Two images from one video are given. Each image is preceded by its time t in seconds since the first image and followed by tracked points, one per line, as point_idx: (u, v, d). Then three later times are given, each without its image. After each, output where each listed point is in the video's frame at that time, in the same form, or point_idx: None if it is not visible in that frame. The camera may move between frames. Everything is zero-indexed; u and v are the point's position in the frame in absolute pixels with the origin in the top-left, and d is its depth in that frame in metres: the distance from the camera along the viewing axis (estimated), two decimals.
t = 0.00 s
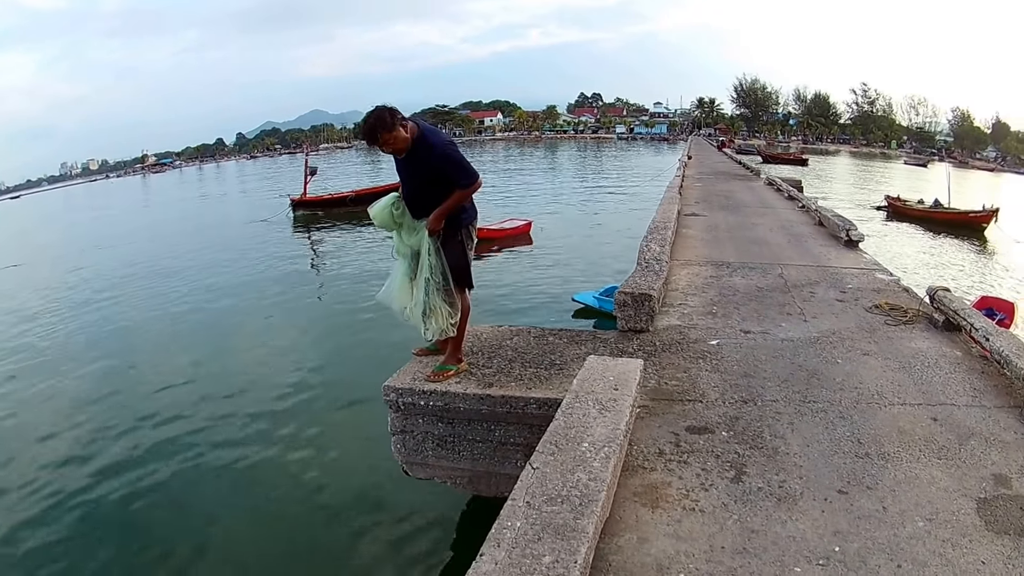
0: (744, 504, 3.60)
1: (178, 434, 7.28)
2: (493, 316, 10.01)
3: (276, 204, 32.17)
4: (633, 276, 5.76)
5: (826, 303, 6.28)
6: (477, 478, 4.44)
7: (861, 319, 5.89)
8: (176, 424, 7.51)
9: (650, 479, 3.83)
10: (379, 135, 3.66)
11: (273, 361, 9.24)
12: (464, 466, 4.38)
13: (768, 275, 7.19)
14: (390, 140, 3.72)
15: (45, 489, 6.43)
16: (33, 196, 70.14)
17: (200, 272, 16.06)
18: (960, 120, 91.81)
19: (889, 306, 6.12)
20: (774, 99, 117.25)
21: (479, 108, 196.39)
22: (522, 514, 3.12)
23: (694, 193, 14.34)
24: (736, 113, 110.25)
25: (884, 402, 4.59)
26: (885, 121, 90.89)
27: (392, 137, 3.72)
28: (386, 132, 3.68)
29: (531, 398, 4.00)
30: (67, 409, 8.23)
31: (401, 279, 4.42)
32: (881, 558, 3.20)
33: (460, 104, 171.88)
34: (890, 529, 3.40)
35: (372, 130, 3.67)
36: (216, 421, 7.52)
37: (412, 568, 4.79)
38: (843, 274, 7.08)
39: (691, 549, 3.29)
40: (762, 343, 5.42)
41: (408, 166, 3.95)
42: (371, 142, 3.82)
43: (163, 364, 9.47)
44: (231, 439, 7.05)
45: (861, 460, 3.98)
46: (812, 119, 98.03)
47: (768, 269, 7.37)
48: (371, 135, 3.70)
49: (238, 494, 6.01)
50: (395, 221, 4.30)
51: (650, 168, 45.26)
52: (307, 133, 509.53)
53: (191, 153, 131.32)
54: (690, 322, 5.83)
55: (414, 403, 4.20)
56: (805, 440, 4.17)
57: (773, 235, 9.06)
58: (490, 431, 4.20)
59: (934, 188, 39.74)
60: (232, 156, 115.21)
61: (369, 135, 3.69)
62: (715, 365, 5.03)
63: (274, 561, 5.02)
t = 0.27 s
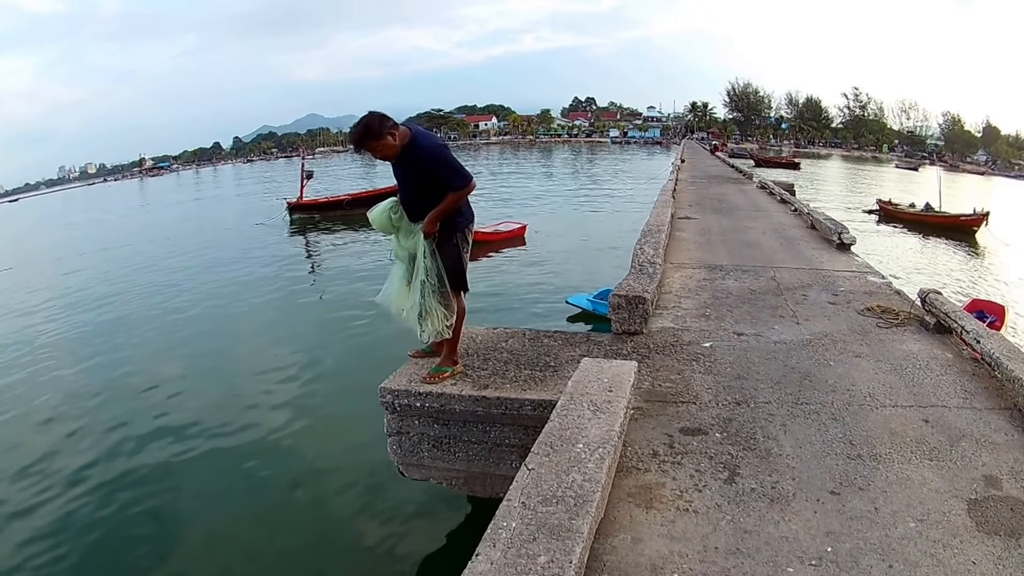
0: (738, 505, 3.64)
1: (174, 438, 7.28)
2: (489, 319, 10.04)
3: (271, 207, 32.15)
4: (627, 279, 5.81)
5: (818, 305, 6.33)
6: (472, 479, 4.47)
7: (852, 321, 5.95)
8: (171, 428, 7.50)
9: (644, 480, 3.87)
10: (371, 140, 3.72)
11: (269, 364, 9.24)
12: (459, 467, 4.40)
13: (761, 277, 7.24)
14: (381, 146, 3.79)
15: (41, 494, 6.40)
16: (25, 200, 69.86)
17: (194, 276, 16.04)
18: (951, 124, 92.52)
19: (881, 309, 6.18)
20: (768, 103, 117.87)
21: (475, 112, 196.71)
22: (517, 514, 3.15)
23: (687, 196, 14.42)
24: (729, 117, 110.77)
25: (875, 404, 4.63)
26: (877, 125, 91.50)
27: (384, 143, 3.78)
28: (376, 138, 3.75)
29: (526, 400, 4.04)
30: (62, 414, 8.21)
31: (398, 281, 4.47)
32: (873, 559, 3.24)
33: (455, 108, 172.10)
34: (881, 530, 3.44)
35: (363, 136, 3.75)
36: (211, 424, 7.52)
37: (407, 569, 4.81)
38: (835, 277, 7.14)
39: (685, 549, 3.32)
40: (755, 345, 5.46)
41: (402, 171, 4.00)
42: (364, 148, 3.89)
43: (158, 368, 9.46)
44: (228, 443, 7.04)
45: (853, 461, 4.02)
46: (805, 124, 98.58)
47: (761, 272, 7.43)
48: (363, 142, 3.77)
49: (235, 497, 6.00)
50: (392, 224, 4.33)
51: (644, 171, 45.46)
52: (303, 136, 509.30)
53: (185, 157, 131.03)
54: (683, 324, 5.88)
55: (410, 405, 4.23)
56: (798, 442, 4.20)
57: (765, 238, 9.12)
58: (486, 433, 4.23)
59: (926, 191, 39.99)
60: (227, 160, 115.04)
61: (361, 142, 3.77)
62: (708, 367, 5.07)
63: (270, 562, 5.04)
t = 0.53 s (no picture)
0: (734, 507, 3.66)
1: (172, 440, 7.27)
2: (486, 323, 10.05)
3: (268, 211, 32.15)
4: (624, 282, 5.83)
5: (814, 309, 6.37)
6: (469, 481, 4.48)
7: (847, 325, 5.98)
8: (169, 431, 7.50)
9: (641, 482, 3.89)
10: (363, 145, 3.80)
11: (266, 368, 9.25)
12: (456, 469, 4.42)
13: (757, 280, 7.28)
14: (373, 150, 3.87)
15: (39, 497, 6.37)
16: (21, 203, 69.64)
17: (192, 279, 16.03)
18: (945, 128, 93.05)
19: (876, 312, 6.21)
20: (764, 107, 118.25)
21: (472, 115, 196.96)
22: (515, 516, 3.16)
23: (683, 200, 14.47)
24: (725, 122, 111.22)
25: (871, 407, 4.66)
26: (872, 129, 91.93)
27: (375, 147, 3.86)
28: (367, 143, 3.84)
29: (523, 403, 4.06)
30: (59, 416, 8.21)
31: (399, 284, 4.51)
32: (868, 560, 3.26)
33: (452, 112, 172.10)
34: (877, 532, 3.46)
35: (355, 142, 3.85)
36: (209, 427, 7.51)
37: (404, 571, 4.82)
38: (831, 280, 7.18)
39: (681, 551, 3.34)
40: (751, 348, 5.49)
41: (397, 177, 4.06)
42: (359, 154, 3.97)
43: (155, 371, 9.46)
44: (227, 446, 7.04)
45: (848, 463, 4.04)
46: (800, 128, 98.96)
47: (757, 275, 7.46)
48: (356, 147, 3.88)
49: (234, 500, 5.99)
50: (394, 229, 4.43)
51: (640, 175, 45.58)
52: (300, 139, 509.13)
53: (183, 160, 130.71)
54: (680, 327, 5.90)
55: (408, 407, 4.24)
56: (793, 444, 4.23)
57: (761, 242, 9.16)
58: (483, 435, 4.24)
59: (922, 195, 40.13)
60: (224, 164, 114.91)
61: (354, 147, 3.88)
62: (704, 370, 5.09)
63: (268, 564, 5.04)
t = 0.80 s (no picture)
0: (733, 511, 3.67)
1: (171, 444, 7.27)
2: (485, 326, 10.06)
3: (266, 215, 32.15)
4: (622, 286, 5.84)
5: (813, 312, 6.38)
6: (468, 485, 4.48)
7: (846, 329, 5.99)
8: (168, 434, 7.50)
9: (640, 486, 3.89)
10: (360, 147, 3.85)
11: (265, 371, 9.25)
12: (455, 473, 4.42)
13: (755, 284, 7.29)
14: (369, 153, 3.93)
15: (38, 501, 6.37)
16: (20, 208, 69.59)
17: (190, 283, 16.03)
18: (943, 132, 93.20)
19: (875, 316, 6.22)
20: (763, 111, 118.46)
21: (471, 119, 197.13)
22: (514, 520, 3.17)
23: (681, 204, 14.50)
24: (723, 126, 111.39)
25: (869, 410, 4.67)
26: (870, 133, 92.14)
27: (371, 150, 3.91)
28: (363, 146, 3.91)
29: (522, 406, 4.07)
30: (58, 421, 8.20)
31: (404, 288, 4.59)
32: (867, 564, 3.26)
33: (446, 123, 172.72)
34: (875, 535, 3.47)
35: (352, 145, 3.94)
36: (208, 430, 7.51)
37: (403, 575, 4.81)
38: (829, 284, 7.19)
39: (680, 554, 3.34)
40: (750, 352, 5.50)
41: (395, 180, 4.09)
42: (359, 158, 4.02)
43: (154, 375, 9.45)
44: (227, 450, 7.03)
45: (847, 467, 4.05)
46: (799, 131, 99.18)
47: (755, 279, 7.47)
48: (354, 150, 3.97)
49: (233, 504, 5.98)
50: (396, 232, 4.47)
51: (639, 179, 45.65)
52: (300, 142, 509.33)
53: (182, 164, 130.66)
54: (679, 331, 5.91)
55: (407, 411, 4.24)
56: (792, 448, 4.24)
57: (760, 245, 9.17)
58: (482, 439, 4.25)
59: (920, 199, 40.20)
60: (223, 168, 114.93)
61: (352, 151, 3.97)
62: (703, 374, 5.10)
63: (268, 567, 5.04)
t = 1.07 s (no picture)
0: (732, 514, 3.67)
1: (171, 447, 7.28)
2: (484, 330, 10.07)
3: (266, 220, 32.17)
4: (622, 290, 5.85)
5: (812, 316, 6.39)
6: (468, 489, 4.48)
7: (846, 333, 6.00)
8: (168, 438, 7.52)
9: (639, 490, 3.90)
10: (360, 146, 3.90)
11: (265, 375, 9.26)
12: (455, 477, 4.42)
13: (754, 288, 7.30)
14: (368, 151, 3.97)
15: (39, 504, 6.37)
16: (19, 212, 69.59)
17: (190, 287, 16.04)
18: (942, 135, 93.38)
19: (874, 320, 6.23)
20: (762, 114, 118.63)
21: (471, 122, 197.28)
22: (514, 523, 3.17)
23: (680, 208, 14.52)
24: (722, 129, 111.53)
25: (869, 415, 4.67)
26: (868, 136, 92.33)
27: (370, 149, 3.95)
28: (362, 144, 3.95)
29: (522, 411, 4.07)
30: (58, 424, 8.20)
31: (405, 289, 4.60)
32: (866, 568, 3.27)
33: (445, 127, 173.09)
34: (874, 539, 3.47)
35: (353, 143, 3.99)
36: (209, 434, 7.52)
37: None
38: (829, 288, 7.20)
39: (680, 559, 3.34)
40: (749, 356, 5.51)
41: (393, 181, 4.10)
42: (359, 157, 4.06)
43: (155, 379, 9.46)
44: (227, 454, 7.03)
45: (846, 471, 4.06)
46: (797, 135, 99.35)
47: (755, 283, 7.49)
48: (354, 149, 4.02)
49: (233, 507, 5.98)
50: (394, 233, 4.47)
51: (637, 183, 45.70)
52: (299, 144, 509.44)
53: (181, 168, 130.77)
54: (678, 335, 5.92)
55: (407, 415, 4.25)
56: (791, 452, 4.24)
57: (759, 249, 9.18)
58: (482, 443, 4.25)
59: (919, 203, 40.25)
60: (222, 171, 114.99)
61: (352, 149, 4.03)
62: (702, 378, 5.10)
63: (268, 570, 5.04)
